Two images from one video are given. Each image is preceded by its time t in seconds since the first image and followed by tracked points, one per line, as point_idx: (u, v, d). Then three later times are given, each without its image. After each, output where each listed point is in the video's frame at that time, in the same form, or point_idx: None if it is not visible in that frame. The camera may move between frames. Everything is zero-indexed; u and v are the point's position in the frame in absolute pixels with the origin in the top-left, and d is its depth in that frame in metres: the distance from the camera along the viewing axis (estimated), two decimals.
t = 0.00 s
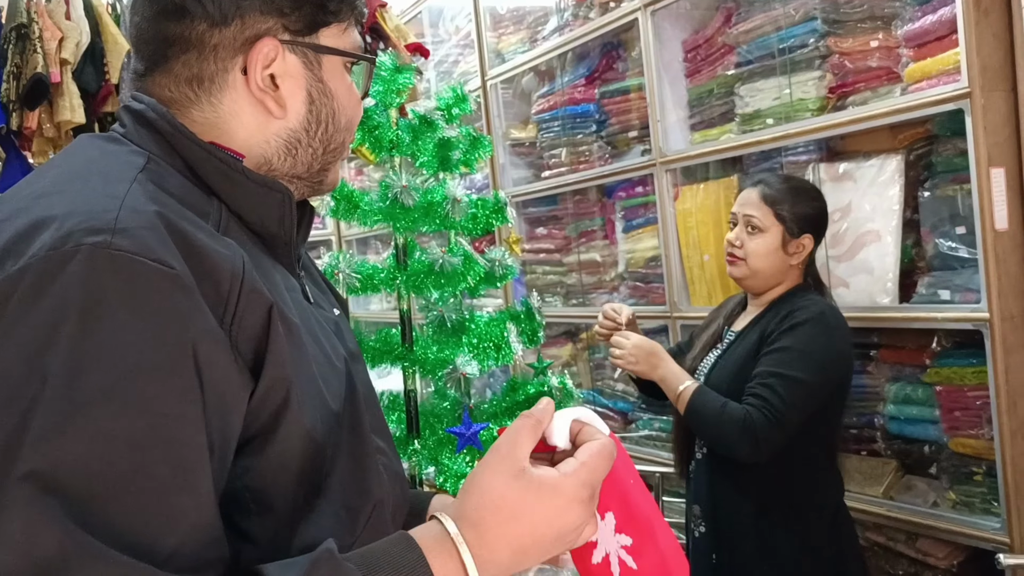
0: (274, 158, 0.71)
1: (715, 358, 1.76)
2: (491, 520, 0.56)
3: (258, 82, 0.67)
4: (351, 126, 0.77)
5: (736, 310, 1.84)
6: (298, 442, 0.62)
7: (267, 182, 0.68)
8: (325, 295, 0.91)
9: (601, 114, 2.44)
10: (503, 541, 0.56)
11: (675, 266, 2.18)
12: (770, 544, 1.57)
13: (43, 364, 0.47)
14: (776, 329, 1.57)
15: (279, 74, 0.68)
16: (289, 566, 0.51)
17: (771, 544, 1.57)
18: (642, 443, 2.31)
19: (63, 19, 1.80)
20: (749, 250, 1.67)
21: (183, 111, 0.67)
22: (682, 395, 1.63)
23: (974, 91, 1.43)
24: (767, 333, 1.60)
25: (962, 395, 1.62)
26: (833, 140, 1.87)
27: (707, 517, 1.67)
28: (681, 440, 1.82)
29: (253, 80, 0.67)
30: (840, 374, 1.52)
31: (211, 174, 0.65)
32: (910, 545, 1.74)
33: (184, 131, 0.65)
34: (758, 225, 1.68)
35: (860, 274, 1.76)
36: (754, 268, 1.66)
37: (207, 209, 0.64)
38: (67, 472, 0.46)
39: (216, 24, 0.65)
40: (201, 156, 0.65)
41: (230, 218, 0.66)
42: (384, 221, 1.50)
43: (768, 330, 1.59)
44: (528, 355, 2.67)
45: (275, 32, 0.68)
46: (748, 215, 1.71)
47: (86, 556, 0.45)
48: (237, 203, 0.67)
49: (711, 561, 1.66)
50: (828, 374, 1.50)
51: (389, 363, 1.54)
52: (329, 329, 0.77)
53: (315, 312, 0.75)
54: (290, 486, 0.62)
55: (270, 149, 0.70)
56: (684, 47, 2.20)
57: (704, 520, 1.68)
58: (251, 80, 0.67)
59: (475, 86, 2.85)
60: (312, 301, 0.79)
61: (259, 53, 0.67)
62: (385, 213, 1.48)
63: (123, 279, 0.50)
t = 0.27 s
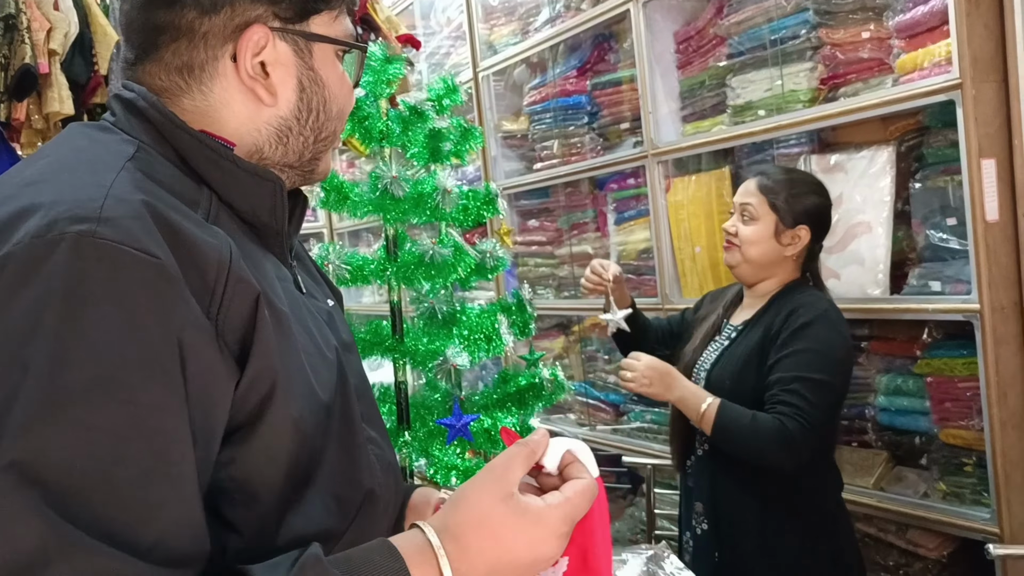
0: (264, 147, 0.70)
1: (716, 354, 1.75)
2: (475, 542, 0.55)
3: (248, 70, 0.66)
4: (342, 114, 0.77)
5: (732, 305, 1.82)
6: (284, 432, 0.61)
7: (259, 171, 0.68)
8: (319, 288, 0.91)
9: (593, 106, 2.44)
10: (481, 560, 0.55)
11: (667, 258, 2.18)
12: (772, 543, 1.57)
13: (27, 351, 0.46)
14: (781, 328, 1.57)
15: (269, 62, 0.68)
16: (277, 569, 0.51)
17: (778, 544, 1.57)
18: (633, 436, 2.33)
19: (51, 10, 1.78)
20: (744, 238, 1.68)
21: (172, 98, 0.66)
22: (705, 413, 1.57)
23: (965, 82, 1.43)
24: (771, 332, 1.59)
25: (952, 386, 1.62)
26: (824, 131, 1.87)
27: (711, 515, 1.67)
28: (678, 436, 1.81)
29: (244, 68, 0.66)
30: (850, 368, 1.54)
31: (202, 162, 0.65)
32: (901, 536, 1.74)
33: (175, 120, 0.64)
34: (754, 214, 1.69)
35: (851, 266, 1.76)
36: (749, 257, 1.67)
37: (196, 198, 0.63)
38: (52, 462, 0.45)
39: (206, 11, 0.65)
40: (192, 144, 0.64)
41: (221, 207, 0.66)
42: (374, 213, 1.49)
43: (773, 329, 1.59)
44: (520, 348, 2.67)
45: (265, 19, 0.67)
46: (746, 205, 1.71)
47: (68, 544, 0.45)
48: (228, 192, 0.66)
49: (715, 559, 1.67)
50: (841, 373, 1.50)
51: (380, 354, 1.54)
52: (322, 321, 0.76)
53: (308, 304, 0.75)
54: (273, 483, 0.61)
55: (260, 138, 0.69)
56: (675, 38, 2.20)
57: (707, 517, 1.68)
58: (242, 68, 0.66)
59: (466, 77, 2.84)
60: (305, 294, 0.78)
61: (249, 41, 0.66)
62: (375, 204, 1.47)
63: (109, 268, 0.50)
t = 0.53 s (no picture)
0: (257, 140, 0.70)
1: (705, 350, 1.73)
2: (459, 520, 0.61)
3: (241, 62, 0.66)
4: (335, 109, 0.76)
5: (719, 300, 1.80)
6: (275, 426, 0.60)
7: (251, 164, 0.67)
8: (313, 283, 0.90)
9: (586, 101, 2.43)
10: (459, 540, 0.61)
11: (660, 254, 2.18)
12: (770, 538, 1.57)
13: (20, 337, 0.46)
14: (785, 333, 1.55)
15: (262, 54, 0.67)
16: (284, 563, 0.52)
17: (779, 541, 1.57)
18: (626, 431, 2.33)
19: (41, 4, 1.76)
20: (731, 230, 1.69)
21: (163, 90, 0.66)
22: (744, 437, 1.47)
23: (958, 76, 1.43)
24: (770, 331, 1.58)
25: (945, 380, 1.62)
26: (817, 126, 1.87)
27: (705, 510, 1.66)
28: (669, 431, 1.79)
29: (236, 60, 0.66)
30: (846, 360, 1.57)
31: (195, 155, 0.64)
32: (892, 531, 1.75)
33: (169, 113, 0.63)
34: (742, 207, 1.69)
35: (844, 261, 1.76)
36: (735, 249, 1.67)
37: (188, 189, 0.63)
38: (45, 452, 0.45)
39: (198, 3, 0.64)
40: (184, 136, 0.64)
41: (212, 198, 0.65)
42: (366, 207, 1.49)
43: (776, 335, 1.56)
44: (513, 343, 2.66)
45: (259, 11, 0.66)
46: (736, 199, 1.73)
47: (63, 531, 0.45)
48: (220, 184, 0.66)
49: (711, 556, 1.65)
50: (846, 365, 1.52)
51: (370, 350, 1.53)
52: (315, 315, 0.76)
53: (301, 298, 0.75)
54: (265, 480, 0.60)
55: (253, 131, 0.69)
56: (669, 33, 2.19)
57: (702, 513, 1.66)
58: (235, 60, 0.65)
59: (459, 72, 2.83)
60: (299, 287, 0.78)
61: (242, 32, 0.65)
62: (366, 198, 1.47)
63: (103, 256, 0.50)
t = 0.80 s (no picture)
0: (258, 143, 0.70)
1: (682, 347, 1.74)
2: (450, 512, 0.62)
3: (242, 66, 0.66)
4: (337, 112, 0.76)
5: (696, 299, 1.80)
6: (278, 427, 0.61)
7: (250, 167, 0.67)
8: (313, 285, 0.90)
9: (584, 102, 2.44)
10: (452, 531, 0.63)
11: (657, 254, 2.19)
12: (757, 536, 1.58)
13: (30, 337, 0.46)
14: (770, 334, 1.57)
15: (263, 58, 0.67)
16: (293, 558, 0.54)
17: (769, 538, 1.57)
18: (623, 431, 2.33)
19: (38, 4, 1.75)
20: (705, 229, 1.71)
21: (165, 92, 0.67)
22: (741, 437, 1.48)
23: (953, 78, 1.44)
24: (754, 332, 1.59)
25: (940, 380, 1.63)
26: (813, 127, 1.87)
27: (687, 509, 1.68)
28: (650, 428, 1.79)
29: (237, 64, 0.66)
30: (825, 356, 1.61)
31: (197, 158, 0.65)
32: (887, 530, 1.76)
33: (172, 116, 0.64)
34: (718, 207, 1.72)
35: (840, 261, 1.76)
36: (709, 249, 1.69)
37: (190, 191, 0.64)
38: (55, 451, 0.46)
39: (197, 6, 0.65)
40: (185, 139, 0.64)
41: (215, 201, 0.66)
42: (364, 208, 1.50)
43: (762, 336, 1.58)
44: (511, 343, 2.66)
45: (260, 15, 0.67)
46: (711, 199, 1.74)
47: (75, 530, 0.45)
48: (221, 185, 0.66)
49: (694, 551, 1.68)
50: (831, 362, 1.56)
51: (368, 351, 1.52)
52: (314, 316, 0.76)
53: (301, 299, 0.75)
54: (267, 481, 0.60)
55: (254, 135, 0.69)
56: (665, 34, 2.20)
57: (684, 512, 1.69)
58: (237, 64, 0.66)
59: (456, 73, 2.83)
60: (298, 289, 0.78)
61: (244, 36, 0.66)
62: (364, 199, 1.47)
63: (112, 258, 0.50)
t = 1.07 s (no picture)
0: (238, 152, 0.69)
1: (661, 346, 1.76)
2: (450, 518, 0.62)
3: (223, 68, 0.66)
4: (326, 135, 0.75)
5: (672, 300, 1.83)
6: (278, 433, 0.61)
7: (251, 174, 0.67)
8: (314, 291, 0.91)
9: (584, 103, 2.44)
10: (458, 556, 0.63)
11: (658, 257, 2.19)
12: (749, 534, 1.59)
13: (31, 344, 0.46)
14: (752, 334, 1.59)
15: (247, 64, 0.67)
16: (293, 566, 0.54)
17: (751, 531, 1.59)
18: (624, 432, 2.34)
19: (40, 6, 1.76)
20: (683, 230, 1.72)
21: (161, 88, 0.68)
22: (727, 436, 1.50)
23: (953, 81, 1.44)
24: (736, 331, 1.61)
25: (940, 382, 1.63)
26: (814, 129, 1.88)
27: (671, 506, 1.67)
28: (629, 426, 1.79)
29: (217, 63, 0.66)
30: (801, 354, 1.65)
31: (196, 165, 0.65)
32: (888, 531, 1.76)
33: (168, 120, 0.64)
34: (697, 208, 1.74)
35: (841, 263, 1.77)
36: (687, 249, 1.71)
37: (191, 198, 0.64)
38: (61, 456, 0.46)
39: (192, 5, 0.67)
40: (185, 146, 0.64)
41: (215, 207, 0.66)
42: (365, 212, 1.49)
43: (746, 334, 1.60)
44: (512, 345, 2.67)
45: (251, 21, 0.68)
46: (689, 201, 1.76)
47: (76, 537, 0.46)
48: (222, 193, 0.66)
49: (673, 549, 1.67)
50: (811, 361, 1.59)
51: (370, 353, 1.54)
52: (318, 324, 0.77)
53: (302, 307, 0.75)
54: (268, 488, 0.60)
55: (232, 142, 0.69)
56: (666, 36, 2.20)
57: (667, 508, 1.67)
58: (218, 64, 0.66)
59: (457, 74, 2.84)
60: (299, 295, 0.78)
61: (228, 37, 0.66)
62: (366, 203, 1.47)
63: (114, 265, 0.50)
